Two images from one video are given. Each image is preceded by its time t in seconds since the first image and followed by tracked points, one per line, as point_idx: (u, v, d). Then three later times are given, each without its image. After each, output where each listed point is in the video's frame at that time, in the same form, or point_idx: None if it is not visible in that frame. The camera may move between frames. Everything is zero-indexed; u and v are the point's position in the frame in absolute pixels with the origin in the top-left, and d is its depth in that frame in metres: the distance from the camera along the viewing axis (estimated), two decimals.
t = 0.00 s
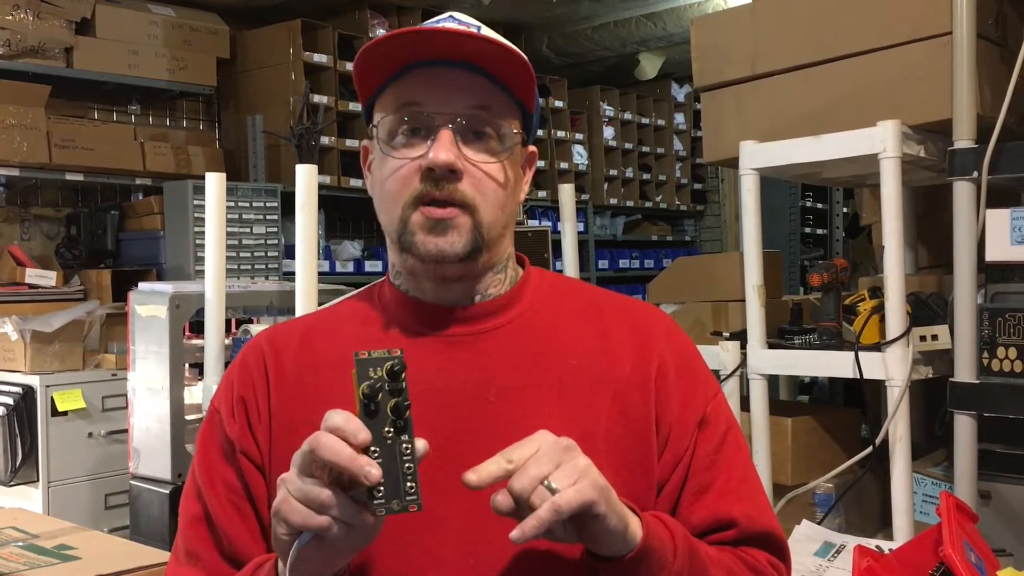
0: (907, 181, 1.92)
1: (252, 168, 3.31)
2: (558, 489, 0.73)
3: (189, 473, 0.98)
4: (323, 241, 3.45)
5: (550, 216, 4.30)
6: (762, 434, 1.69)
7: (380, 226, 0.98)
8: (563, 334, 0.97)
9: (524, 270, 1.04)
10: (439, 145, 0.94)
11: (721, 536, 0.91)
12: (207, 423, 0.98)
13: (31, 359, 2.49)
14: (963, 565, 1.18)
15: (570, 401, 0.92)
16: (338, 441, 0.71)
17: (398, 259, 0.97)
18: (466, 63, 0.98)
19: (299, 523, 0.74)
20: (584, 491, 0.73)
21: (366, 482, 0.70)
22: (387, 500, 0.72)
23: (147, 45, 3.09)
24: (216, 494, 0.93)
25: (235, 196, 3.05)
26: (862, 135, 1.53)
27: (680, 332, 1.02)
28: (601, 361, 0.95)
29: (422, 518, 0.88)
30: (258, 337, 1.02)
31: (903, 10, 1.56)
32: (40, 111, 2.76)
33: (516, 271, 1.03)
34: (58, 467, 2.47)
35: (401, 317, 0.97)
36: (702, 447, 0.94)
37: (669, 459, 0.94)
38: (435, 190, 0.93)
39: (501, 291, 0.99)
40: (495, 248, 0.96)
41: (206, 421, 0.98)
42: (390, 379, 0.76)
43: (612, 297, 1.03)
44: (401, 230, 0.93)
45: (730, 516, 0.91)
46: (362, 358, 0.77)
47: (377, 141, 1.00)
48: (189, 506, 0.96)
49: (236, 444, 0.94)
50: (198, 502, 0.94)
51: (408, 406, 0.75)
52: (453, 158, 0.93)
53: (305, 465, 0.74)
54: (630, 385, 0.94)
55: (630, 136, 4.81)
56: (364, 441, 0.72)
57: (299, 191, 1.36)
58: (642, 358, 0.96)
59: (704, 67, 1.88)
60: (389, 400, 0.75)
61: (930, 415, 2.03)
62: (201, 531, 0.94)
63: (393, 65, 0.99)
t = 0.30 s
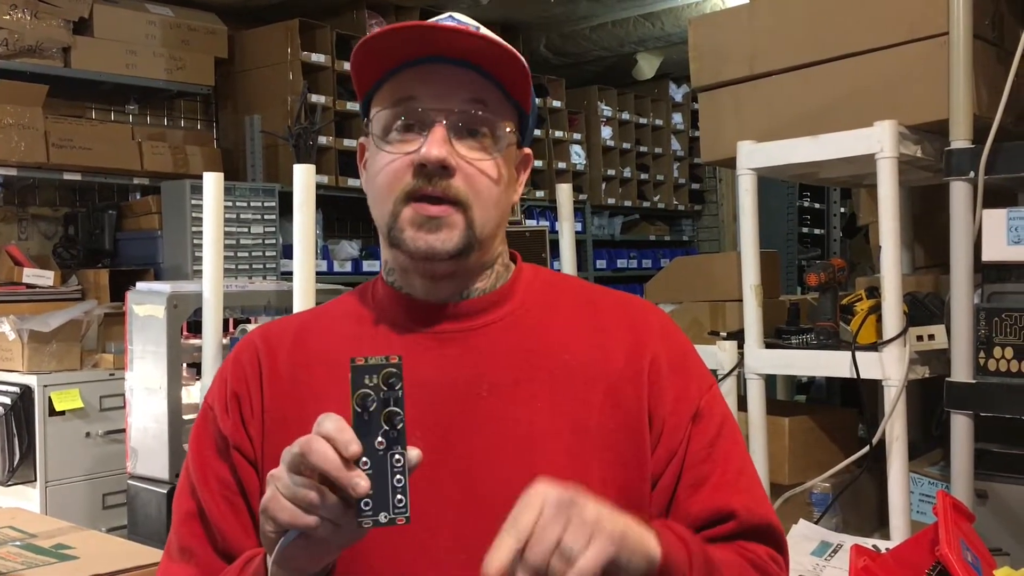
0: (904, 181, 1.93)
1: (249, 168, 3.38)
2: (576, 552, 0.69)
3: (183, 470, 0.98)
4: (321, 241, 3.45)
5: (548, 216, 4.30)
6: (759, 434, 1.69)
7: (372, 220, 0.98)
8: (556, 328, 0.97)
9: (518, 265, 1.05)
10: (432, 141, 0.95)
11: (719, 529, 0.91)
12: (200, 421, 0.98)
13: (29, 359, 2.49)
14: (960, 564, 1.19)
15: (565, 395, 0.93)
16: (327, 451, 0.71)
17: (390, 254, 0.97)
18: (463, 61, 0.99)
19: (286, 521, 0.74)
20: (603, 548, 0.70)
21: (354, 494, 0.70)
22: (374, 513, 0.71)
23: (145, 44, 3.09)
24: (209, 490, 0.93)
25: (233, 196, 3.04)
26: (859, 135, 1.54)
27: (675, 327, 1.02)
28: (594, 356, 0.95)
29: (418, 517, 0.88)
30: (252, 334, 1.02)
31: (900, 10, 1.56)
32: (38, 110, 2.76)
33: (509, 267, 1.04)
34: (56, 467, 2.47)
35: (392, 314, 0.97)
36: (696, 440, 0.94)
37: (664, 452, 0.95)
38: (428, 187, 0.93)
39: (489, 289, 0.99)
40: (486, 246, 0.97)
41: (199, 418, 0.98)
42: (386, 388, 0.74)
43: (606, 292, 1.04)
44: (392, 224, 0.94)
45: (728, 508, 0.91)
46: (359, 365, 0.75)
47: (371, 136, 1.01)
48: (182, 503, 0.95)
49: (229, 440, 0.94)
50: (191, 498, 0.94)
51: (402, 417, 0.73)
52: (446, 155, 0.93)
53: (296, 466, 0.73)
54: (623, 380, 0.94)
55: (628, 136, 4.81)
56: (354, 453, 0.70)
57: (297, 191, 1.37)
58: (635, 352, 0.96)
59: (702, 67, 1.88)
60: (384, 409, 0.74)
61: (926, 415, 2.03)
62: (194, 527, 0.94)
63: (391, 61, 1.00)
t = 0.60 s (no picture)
0: (904, 182, 1.93)
1: (249, 169, 3.35)
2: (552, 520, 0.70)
3: (186, 464, 0.98)
4: (321, 241, 3.46)
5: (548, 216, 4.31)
6: (759, 435, 1.69)
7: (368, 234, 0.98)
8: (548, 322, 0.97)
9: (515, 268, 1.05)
10: (414, 172, 0.93)
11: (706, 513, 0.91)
12: (204, 416, 0.98)
13: (30, 359, 2.49)
14: (959, 565, 1.19)
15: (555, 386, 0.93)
16: (326, 424, 0.71)
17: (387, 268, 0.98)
18: (446, 88, 0.92)
19: (283, 491, 0.73)
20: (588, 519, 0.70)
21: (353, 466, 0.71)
22: (373, 484, 0.73)
23: (144, 45, 3.09)
24: (213, 484, 0.93)
25: (233, 197, 3.05)
26: (859, 136, 1.54)
27: (666, 322, 1.02)
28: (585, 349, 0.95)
29: (417, 516, 0.88)
30: (254, 331, 1.02)
31: (900, 11, 1.56)
32: (38, 111, 2.77)
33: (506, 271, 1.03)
34: (57, 467, 2.48)
35: (391, 314, 0.98)
36: (684, 428, 0.94)
37: (655, 440, 0.94)
38: (413, 217, 0.92)
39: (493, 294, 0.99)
40: (479, 264, 0.95)
41: (202, 414, 0.99)
42: (381, 363, 0.76)
43: (598, 290, 1.04)
44: (381, 249, 0.94)
45: (715, 492, 0.91)
46: (353, 341, 0.76)
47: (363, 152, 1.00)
48: (186, 497, 0.95)
49: (234, 435, 0.94)
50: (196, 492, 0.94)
51: (397, 390, 0.75)
52: (430, 186, 0.92)
53: (291, 438, 0.73)
54: (613, 372, 0.95)
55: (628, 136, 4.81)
56: (351, 426, 0.71)
57: (297, 192, 1.37)
58: (625, 346, 0.97)
59: (702, 68, 1.89)
60: (379, 384, 0.75)
61: (926, 414, 2.03)
62: (199, 521, 0.94)
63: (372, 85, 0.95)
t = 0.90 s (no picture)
0: (904, 183, 1.93)
1: (251, 170, 3.42)
2: (538, 486, 0.71)
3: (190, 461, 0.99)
4: (322, 243, 3.46)
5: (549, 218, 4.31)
6: (760, 436, 1.69)
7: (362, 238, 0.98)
8: (546, 326, 0.97)
9: (509, 266, 1.05)
10: (410, 168, 0.93)
11: (700, 521, 0.92)
12: (206, 416, 0.98)
13: (32, 361, 2.49)
14: (960, 565, 1.19)
15: (555, 395, 0.93)
16: (307, 400, 0.73)
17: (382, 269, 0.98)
18: (433, 85, 0.94)
19: (268, 464, 0.74)
20: (564, 490, 0.71)
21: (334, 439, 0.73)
22: (354, 459, 0.74)
23: (146, 48, 3.10)
24: (216, 480, 0.93)
25: (235, 199, 3.05)
26: (860, 138, 1.54)
27: (662, 322, 1.02)
28: (582, 354, 0.95)
29: (418, 515, 0.88)
30: (254, 332, 1.02)
31: (901, 12, 1.56)
32: (40, 114, 2.77)
33: (500, 268, 1.04)
34: (58, 469, 2.48)
35: (387, 314, 0.98)
36: (682, 435, 0.94)
37: (651, 446, 0.95)
38: (409, 210, 0.92)
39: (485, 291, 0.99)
40: (474, 255, 0.96)
41: (205, 414, 0.99)
42: (362, 339, 0.76)
43: (594, 290, 1.04)
44: (379, 250, 0.94)
45: (709, 501, 0.92)
46: (335, 317, 0.76)
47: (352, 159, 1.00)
48: (190, 495, 0.95)
49: (236, 432, 0.94)
50: (200, 489, 0.94)
51: (378, 366, 0.75)
52: (426, 177, 0.92)
53: (276, 412, 0.75)
54: (611, 378, 0.95)
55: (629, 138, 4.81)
56: (330, 401, 0.73)
57: (298, 194, 1.37)
58: (622, 350, 0.97)
59: (702, 69, 1.89)
60: (360, 360, 0.75)
61: (927, 415, 2.03)
62: (206, 517, 0.94)
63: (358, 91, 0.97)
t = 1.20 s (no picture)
0: (905, 186, 1.93)
1: (251, 173, 3.41)
2: (528, 510, 0.73)
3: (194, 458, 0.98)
4: (322, 245, 3.46)
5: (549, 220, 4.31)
6: (761, 439, 1.69)
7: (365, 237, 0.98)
8: (545, 326, 0.97)
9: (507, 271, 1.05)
10: (417, 168, 0.93)
11: (695, 520, 0.92)
12: (209, 414, 0.98)
13: (33, 364, 2.49)
14: (960, 567, 1.19)
15: (553, 395, 0.93)
16: (307, 374, 0.73)
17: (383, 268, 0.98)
18: (441, 87, 0.95)
19: (276, 437, 0.75)
20: (553, 512, 0.73)
21: (334, 414, 0.73)
22: (354, 434, 0.74)
23: (147, 51, 3.10)
24: (222, 476, 0.93)
25: (235, 201, 3.05)
26: (861, 140, 1.54)
27: (658, 325, 1.03)
28: (579, 354, 0.96)
29: (418, 517, 0.88)
30: (258, 331, 1.02)
31: (901, 15, 1.57)
32: (42, 117, 2.77)
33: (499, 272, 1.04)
34: (59, 471, 2.48)
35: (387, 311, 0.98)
36: (678, 436, 0.95)
37: (648, 446, 0.95)
38: (415, 211, 0.92)
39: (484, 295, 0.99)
40: (476, 258, 0.97)
41: (208, 412, 0.99)
42: (363, 316, 0.76)
43: (591, 291, 1.04)
44: (383, 248, 0.94)
45: (704, 500, 0.92)
46: (336, 293, 0.76)
47: (356, 158, 1.00)
48: (195, 492, 0.95)
49: (243, 430, 0.95)
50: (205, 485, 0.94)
51: (378, 343, 0.75)
52: (433, 178, 0.92)
53: (277, 387, 0.75)
54: (609, 376, 0.95)
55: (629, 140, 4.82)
56: (330, 375, 0.73)
57: (298, 197, 1.37)
58: (620, 350, 0.97)
59: (703, 71, 1.89)
60: (360, 337, 0.75)
61: (928, 418, 2.03)
62: (211, 513, 0.94)
63: (366, 92, 0.97)
